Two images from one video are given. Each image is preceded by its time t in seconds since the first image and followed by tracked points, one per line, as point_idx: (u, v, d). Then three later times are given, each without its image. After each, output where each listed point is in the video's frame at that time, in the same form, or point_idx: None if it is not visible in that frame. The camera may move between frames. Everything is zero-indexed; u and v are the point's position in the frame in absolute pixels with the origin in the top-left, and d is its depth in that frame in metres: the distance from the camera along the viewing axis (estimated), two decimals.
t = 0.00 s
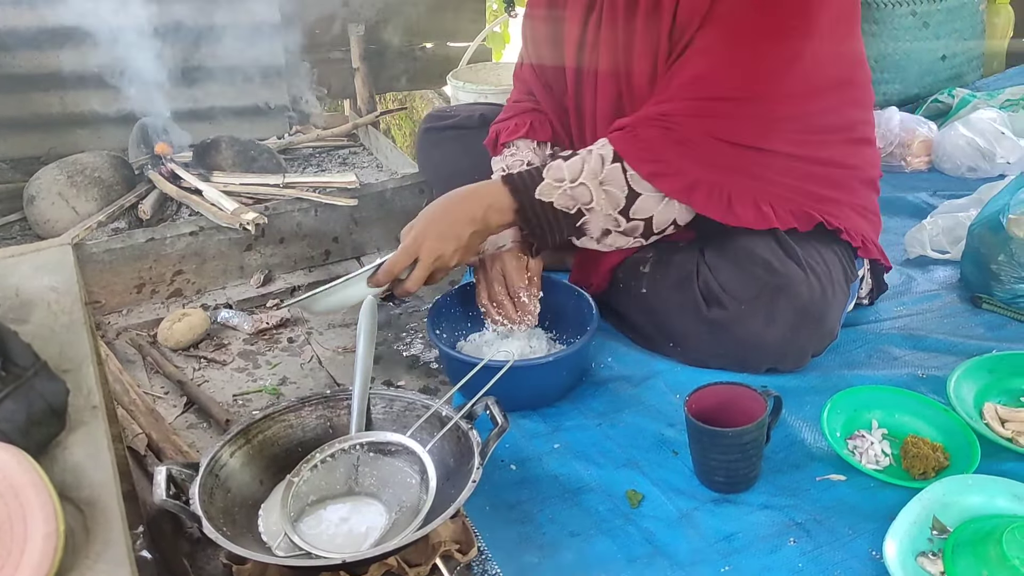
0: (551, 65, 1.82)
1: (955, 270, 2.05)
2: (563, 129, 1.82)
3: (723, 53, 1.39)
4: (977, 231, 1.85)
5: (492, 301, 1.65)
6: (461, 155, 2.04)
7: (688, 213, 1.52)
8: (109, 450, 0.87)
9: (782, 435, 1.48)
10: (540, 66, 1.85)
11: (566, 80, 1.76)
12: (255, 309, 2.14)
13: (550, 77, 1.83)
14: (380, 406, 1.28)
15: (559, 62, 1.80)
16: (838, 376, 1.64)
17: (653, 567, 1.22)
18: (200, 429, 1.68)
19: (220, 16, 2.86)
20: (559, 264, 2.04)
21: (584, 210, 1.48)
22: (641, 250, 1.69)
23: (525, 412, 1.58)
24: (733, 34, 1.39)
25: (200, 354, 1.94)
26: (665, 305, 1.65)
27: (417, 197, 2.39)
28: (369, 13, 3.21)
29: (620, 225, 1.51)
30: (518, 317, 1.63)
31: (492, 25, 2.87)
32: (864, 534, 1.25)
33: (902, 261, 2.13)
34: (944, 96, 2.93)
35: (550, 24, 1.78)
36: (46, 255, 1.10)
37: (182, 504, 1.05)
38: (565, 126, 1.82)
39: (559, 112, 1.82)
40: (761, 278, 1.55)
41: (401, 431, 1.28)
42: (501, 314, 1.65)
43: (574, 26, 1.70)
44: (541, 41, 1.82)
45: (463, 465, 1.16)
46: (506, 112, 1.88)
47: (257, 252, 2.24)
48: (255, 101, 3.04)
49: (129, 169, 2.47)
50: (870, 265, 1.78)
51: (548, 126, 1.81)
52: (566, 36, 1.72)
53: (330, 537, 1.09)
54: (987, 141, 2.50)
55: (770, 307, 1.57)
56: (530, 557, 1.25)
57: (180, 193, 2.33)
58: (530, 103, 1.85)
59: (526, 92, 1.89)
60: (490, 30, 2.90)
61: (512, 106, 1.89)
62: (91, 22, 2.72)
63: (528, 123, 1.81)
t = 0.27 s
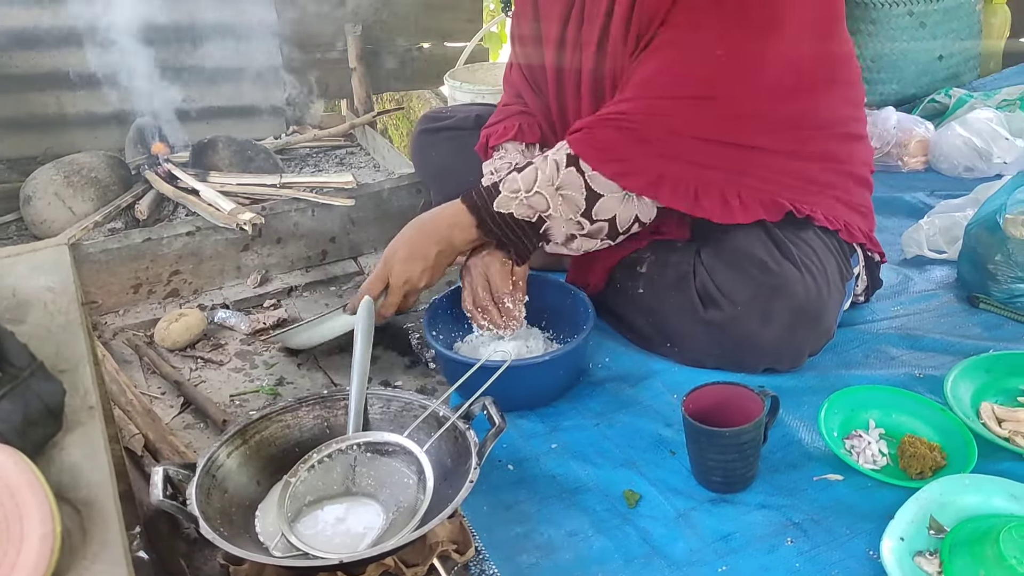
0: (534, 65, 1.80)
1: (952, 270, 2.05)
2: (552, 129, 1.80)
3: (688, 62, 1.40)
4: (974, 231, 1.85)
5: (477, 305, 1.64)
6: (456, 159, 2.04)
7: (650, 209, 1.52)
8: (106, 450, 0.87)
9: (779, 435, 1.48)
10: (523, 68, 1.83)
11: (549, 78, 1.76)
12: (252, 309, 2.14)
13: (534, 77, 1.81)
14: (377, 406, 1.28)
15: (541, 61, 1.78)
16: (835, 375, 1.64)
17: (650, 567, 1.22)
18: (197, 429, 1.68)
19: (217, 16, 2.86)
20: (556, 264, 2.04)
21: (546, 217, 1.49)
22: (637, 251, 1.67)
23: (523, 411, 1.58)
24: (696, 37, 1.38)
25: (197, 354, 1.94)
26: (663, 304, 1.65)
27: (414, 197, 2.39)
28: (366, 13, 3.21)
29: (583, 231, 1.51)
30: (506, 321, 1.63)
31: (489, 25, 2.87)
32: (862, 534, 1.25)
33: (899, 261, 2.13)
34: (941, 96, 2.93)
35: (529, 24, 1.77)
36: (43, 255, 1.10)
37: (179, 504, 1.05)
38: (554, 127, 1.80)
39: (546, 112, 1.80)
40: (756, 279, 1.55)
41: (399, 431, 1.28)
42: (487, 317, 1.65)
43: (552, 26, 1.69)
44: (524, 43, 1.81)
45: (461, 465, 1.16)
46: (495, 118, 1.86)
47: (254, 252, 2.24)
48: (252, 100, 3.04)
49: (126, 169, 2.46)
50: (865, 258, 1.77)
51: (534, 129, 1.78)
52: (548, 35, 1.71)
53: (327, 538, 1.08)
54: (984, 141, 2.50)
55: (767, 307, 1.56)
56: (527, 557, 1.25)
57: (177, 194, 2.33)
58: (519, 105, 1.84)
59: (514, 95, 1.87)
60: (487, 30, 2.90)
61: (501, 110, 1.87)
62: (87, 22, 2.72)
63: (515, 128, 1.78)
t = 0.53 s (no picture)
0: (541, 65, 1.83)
1: (950, 270, 2.06)
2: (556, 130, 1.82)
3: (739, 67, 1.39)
4: (972, 231, 1.85)
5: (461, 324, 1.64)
6: (453, 157, 2.04)
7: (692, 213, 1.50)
8: (104, 450, 0.87)
9: (777, 435, 1.48)
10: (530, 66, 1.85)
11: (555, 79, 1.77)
12: (250, 309, 2.14)
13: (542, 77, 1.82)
14: (375, 406, 1.29)
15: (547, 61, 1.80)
16: (833, 375, 1.64)
17: (648, 567, 1.22)
18: (195, 429, 1.67)
19: (215, 15, 2.86)
20: (554, 264, 2.04)
21: (599, 198, 1.44)
22: (635, 250, 1.69)
23: (521, 411, 1.58)
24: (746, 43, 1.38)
25: (195, 355, 1.94)
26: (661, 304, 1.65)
27: (412, 197, 2.39)
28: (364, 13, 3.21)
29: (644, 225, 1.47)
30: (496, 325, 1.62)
31: (487, 25, 2.87)
32: (859, 533, 1.25)
33: (897, 261, 2.13)
34: (938, 97, 2.94)
35: (535, 25, 1.79)
36: (40, 255, 1.10)
37: (177, 505, 1.05)
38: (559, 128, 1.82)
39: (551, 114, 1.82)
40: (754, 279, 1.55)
41: (396, 431, 1.28)
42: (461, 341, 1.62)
43: (561, 27, 1.70)
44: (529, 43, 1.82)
45: (459, 465, 1.16)
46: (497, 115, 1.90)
47: (252, 252, 2.24)
48: (250, 100, 3.04)
49: (124, 169, 2.46)
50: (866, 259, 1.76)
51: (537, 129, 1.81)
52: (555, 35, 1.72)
53: (325, 539, 1.08)
54: (981, 141, 2.51)
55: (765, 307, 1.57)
56: (526, 558, 1.25)
57: (175, 194, 2.33)
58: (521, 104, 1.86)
59: (515, 94, 1.89)
60: (485, 30, 2.90)
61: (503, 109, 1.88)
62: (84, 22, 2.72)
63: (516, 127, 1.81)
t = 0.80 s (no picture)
0: (569, 69, 1.78)
1: (948, 270, 2.06)
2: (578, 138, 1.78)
3: (852, 70, 1.49)
4: (970, 231, 1.86)
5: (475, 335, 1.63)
6: (452, 157, 2.03)
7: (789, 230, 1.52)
8: (102, 450, 0.87)
9: (776, 434, 1.48)
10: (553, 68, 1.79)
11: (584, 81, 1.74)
12: (249, 309, 2.14)
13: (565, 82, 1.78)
14: (373, 406, 1.29)
15: (576, 65, 1.77)
16: (831, 375, 1.65)
17: (646, 567, 1.22)
18: (193, 429, 1.68)
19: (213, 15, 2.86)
20: (553, 264, 2.04)
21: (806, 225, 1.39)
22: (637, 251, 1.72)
23: (520, 412, 1.58)
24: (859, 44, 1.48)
25: (193, 355, 1.94)
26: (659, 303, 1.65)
27: (411, 197, 2.39)
28: (362, 13, 3.21)
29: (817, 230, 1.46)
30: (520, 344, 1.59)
31: (486, 25, 2.87)
32: (858, 533, 1.25)
33: (895, 261, 2.13)
34: (936, 97, 2.94)
35: (549, 26, 1.77)
36: (39, 255, 1.10)
37: (175, 505, 1.05)
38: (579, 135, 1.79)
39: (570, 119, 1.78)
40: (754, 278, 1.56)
41: (395, 431, 1.28)
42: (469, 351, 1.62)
43: (595, 27, 1.69)
44: (556, 46, 1.78)
45: (457, 465, 1.16)
46: (510, 117, 1.79)
47: (250, 252, 2.24)
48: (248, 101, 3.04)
49: (122, 169, 2.46)
50: (866, 261, 1.77)
51: (559, 135, 1.75)
52: (589, 39, 1.70)
53: (323, 539, 1.08)
54: (979, 141, 2.51)
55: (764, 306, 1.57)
56: (524, 557, 1.25)
57: (173, 194, 2.32)
58: (542, 107, 1.78)
59: (534, 94, 1.80)
60: (483, 30, 2.90)
61: (517, 111, 1.79)
62: (83, 22, 2.72)
63: (540, 133, 1.73)
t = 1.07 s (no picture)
0: (588, 70, 1.74)
1: (946, 271, 2.06)
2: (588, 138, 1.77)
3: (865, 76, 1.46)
4: (969, 232, 1.86)
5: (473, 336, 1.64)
6: (452, 155, 2.03)
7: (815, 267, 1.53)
8: (101, 451, 0.87)
9: (774, 434, 1.48)
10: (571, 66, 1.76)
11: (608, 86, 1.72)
12: (247, 309, 2.14)
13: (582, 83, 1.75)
14: (372, 406, 1.28)
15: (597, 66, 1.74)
16: (830, 375, 1.65)
17: (645, 567, 1.22)
18: (192, 429, 1.67)
19: (212, 15, 2.85)
20: (552, 263, 2.04)
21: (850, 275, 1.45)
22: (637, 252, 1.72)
23: (519, 411, 1.58)
24: (872, 50, 1.44)
25: (192, 355, 1.94)
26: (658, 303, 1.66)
27: (410, 197, 2.39)
28: (361, 13, 3.21)
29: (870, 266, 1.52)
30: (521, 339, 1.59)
31: (484, 25, 2.87)
32: (857, 533, 1.25)
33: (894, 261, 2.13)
34: (935, 97, 2.94)
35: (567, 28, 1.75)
36: (38, 255, 1.10)
37: (174, 505, 1.05)
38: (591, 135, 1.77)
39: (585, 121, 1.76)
40: (753, 278, 1.57)
41: (394, 431, 1.28)
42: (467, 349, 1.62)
43: (622, 32, 1.66)
44: (577, 46, 1.75)
45: (456, 466, 1.16)
46: (521, 112, 1.78)
47: (249, 252, 2.24)
48: (247, 101, 3.04)
49: (120, 169, 2.46)
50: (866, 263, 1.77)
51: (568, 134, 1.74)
52: (611, 40, 1.68)
53: (322, 539, 1.09)
54: (977, 142, 2.52)
55: (763, 305, 1.57)
56: (523, 558, 1.25)
57: (172, 194, 2.32)
58: (554, 105, 1.76)
59: (549, 91, 1.78)
60: (482, 30, 2.90)
61: (528, 107, 1.78)
62: (82, 22, 2.71)
63: (548, 131, 1.72)
